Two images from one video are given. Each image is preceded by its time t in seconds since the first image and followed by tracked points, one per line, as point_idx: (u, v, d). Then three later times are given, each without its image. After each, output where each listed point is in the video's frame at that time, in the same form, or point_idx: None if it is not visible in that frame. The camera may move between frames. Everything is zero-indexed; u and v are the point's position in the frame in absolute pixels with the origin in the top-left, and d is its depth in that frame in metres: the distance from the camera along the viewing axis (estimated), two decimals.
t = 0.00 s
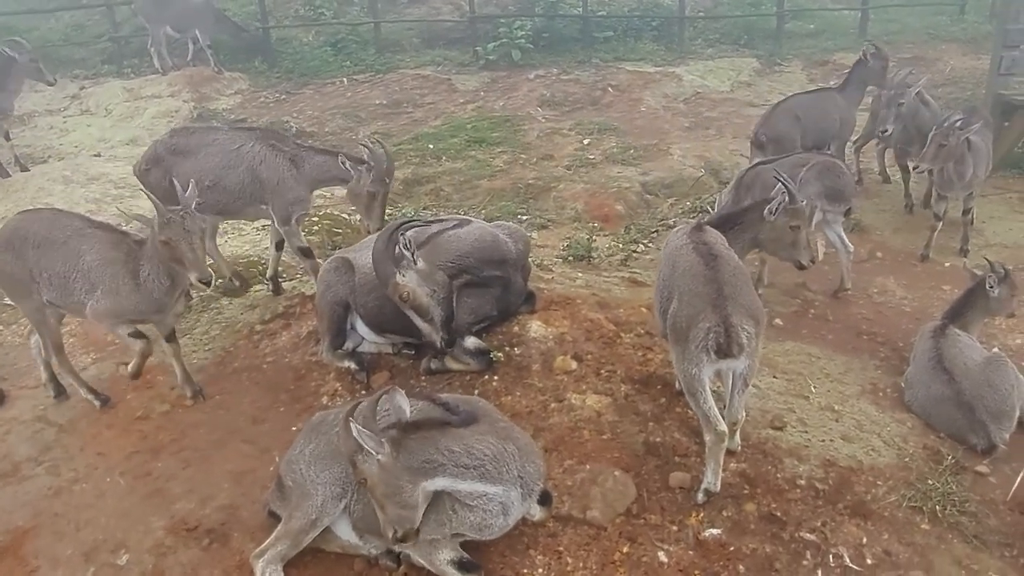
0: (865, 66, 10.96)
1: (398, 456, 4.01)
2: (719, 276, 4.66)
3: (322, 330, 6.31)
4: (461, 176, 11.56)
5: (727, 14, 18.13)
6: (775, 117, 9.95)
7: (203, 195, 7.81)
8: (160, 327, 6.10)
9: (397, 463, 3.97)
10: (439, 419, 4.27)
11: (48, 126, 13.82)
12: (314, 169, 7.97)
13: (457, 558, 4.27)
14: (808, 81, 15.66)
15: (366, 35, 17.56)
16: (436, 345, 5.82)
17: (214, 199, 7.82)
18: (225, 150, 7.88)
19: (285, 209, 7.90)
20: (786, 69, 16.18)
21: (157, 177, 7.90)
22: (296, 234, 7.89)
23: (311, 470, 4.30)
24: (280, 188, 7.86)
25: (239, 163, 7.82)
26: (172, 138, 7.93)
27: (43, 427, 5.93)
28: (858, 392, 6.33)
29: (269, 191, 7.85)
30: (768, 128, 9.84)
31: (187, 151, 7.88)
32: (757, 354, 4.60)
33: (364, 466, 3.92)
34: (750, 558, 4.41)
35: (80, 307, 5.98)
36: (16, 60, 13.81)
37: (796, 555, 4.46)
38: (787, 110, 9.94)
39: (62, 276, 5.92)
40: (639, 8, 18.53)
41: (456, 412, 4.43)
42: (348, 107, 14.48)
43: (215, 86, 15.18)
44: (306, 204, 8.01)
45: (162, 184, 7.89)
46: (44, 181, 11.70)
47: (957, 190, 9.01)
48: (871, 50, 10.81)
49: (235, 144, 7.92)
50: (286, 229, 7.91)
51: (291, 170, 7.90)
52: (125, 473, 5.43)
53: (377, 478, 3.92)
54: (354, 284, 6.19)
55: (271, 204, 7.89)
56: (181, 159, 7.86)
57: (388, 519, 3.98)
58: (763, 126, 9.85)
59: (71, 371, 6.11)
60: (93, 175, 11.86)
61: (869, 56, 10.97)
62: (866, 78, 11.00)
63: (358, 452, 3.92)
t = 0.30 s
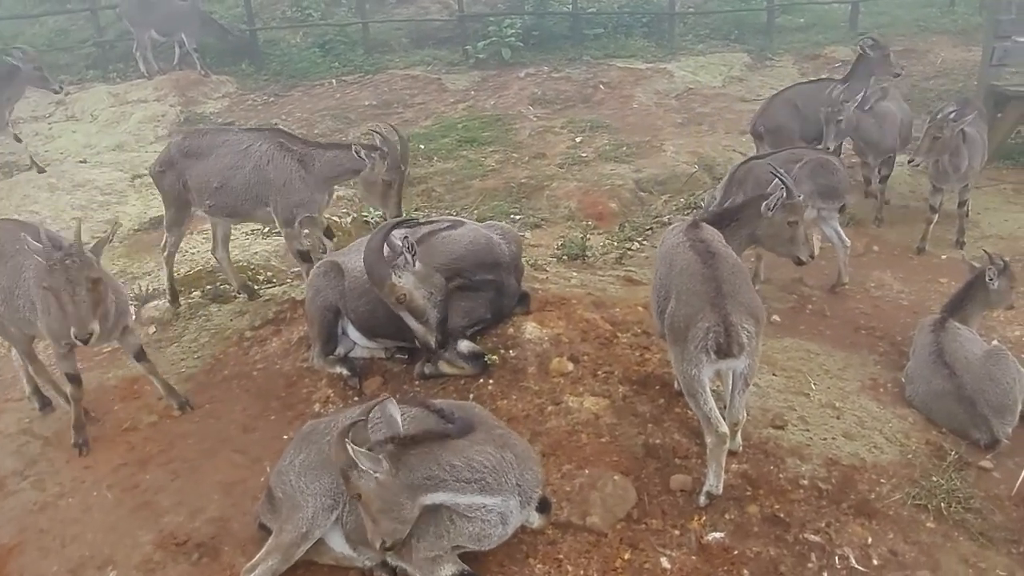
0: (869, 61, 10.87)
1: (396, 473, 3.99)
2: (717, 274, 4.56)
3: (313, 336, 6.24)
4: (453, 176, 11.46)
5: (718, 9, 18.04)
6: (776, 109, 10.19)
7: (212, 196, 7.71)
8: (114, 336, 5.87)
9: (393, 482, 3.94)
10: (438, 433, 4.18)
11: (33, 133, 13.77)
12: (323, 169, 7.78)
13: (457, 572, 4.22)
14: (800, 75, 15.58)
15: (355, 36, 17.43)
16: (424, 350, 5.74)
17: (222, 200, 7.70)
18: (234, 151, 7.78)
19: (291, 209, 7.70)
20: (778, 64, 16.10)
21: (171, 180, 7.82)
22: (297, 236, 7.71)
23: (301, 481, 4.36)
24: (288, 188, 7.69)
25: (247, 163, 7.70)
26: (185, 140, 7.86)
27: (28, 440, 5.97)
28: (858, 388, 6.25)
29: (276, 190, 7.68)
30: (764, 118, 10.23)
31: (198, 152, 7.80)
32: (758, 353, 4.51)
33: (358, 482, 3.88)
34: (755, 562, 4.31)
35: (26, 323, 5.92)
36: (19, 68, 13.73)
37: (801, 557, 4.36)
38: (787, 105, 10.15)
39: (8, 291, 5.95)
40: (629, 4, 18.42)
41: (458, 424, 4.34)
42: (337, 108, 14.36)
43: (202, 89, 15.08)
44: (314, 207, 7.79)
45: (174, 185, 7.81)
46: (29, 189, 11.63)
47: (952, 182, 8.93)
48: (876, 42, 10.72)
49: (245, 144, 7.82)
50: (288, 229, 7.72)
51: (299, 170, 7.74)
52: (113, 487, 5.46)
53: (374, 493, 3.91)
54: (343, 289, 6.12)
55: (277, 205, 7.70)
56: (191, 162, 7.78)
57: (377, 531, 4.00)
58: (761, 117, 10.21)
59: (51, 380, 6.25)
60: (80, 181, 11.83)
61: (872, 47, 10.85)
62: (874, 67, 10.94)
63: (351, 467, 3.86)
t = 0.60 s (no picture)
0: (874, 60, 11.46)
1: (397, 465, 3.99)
2: (696, 275, 4.50)
3: (296, 338, 6.16)
4: (441, 176, 11.41)
5: (708, 6, 17.99)
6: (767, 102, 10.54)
7: (206, 196, 7.59)
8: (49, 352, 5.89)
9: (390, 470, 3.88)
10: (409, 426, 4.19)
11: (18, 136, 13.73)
12: (316, 159, 7.80)
13: None
14: (790, 71, 15.54)
15: (343, 34, 17.35)
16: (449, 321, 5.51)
17: (217, 200, 7.58)
18: (226, 149, 7.68)
19: (287, 205, 7.62)
20: (768, 60, 16.07)
21: (161, 181, 7.68)
22: (290, 233, 7.63)
23: (279, 486, 4.33)
24: (283, 182, 7.62)
25: (240, 161, 7.61)
26: (175, 141, 7.76)
27: (9, 447, 5.95)
28: (846, 386, 6.20)
29: (270, 185, 7.58)
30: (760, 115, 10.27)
31: (189, 153, 7.70)
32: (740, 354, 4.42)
33: (362, 474, 3.75)
34: (738, 566, 4.25)
35: None
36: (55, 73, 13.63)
37: (785, 560, 4.31)
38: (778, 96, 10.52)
39: None
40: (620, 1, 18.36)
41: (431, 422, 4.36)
42: (325, 108, 14.29)
43: (190, 89, 15.01)
44: (308, 201, 7.75)
45: (165, 188, 7.68)
46: (14, 192, 11.57)
47: (940, 177, 8.90)
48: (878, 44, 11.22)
49: (237, 143, 7.74)
50: (281, 226, 7.63)
51: (293, 163, 7.71)
52: (92, 494, 5.40)
53: (379, 484, 3.87)
54: (328, 290, 6.07)
55: (272, 201, 7.59)
56: (182, 163, 7.67)
57: (362, 533, 3.86)
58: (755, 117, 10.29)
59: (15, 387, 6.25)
60: (65, 183, 11.77)
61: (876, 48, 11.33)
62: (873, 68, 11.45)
63: (355, 459, 3.72)
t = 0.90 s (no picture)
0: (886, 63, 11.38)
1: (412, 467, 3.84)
2: (672, 284, 4.50)
3: (277, 341, 6.13)
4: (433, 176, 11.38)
5: (705, 7, 17.95)
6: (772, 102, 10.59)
7: (189, 197, 7.58)
8: (19, 357, 5.92)
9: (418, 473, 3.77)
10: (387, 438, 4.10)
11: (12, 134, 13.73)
12: (296, 158, 7.86)
13: None
14: (786, 73, 15.52)
15: (339, 33, 17.31)
16: (492, 287, 5.50)
17: (200, 201, 7.58)
18: (208, 150, 7.69)
19: (270, 205, 7.65)
20: (764, 62, 16.02)
21: (142, 183, 7.64)
22: (275, 233, 7.63)
23: (252, 493, 4.35)
24: (266, 182, 7.64)
25: (223, 163, 7.61)
26: (156, 142, 7.73)
27: None
28: (829, 395, 6.19)
29: (254, 186, 7.60)
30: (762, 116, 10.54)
31: (171, 154, 7.68)
32: (715, 364, 4.43)
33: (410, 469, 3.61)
34: None
35: None
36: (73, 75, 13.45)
37: (758, 571, 4.31)
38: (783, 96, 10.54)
39: None
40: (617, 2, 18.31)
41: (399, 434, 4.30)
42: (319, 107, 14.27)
43: (185, 86, 15.01)
44: (291, 201, 7.80)
45: (146, 189, 7.64)
46: (5, 188, 11.55)
47: (930, 184, 8.88)
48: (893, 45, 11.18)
49: (219, 145, 7.72)
50: (266, 226, 7.63)
51: (274, 163, 7.73)
52: (71, 496, 5.40)
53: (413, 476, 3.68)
54: (309, 294, 6.03)
55: (256, 201, 7.62)
56: (164, 163, 7.65)
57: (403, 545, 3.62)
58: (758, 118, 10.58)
59: None
60: (57, 181, 11.76)
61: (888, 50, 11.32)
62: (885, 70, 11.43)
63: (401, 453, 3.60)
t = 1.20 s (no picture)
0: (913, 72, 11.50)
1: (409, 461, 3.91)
2: (646, 293, 4.54)
3: (261, 338, 6.14)
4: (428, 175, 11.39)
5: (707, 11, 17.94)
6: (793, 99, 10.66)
7: (178, 192, 7.61)
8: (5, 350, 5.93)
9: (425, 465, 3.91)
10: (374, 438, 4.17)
11: (13, 123, 13.75)
12: (284, 153, 7.82)
13: None
14: (786, 80, 15.51)
15: (340, 30, 17.34)
16: (493, 275, 5.63)
17: (190, 196, 7.61)
18: (199, 146, 7.72)
19: (259, 200, 7.66)
20: (764, 68, 16.02)
21: (132, 176, 7.68)
22: (263, 229, 7.65)
23: (226, 491, 4.37)
24: (255, 178, 7.66)
25: (213, 158, 7.65)
26: (148, 137, 7.77)
27: None
28: (810, 405, 6.19)
29: (242, 182, 7.62)
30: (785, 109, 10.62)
31: (162, 149, 7.72)
32: (687, 374, 4.47)
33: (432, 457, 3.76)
34: None
35: None
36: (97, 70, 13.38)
37: None
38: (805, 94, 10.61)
39: None
40: (619, 5, 18.32)
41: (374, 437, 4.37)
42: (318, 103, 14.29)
43: (185, 80, 15.04)
44: (280, 197, 7.79)
45: (136, 181, 7.68)
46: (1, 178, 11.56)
47: (921, 196, 8.89)
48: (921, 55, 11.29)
49: (210, 140, 7.77)
50: (255, 222, 7.65)
51: (263, 159, 7.75)
52: (50, 486, 5.41)
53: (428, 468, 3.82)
54: (294, 292, 6.05)
55: (245, 197, 7.63)
56: (155, 157, 7.69)
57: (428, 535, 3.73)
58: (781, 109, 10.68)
59: None
60: (53, 172, 11.77)
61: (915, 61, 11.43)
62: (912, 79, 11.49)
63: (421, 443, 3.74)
